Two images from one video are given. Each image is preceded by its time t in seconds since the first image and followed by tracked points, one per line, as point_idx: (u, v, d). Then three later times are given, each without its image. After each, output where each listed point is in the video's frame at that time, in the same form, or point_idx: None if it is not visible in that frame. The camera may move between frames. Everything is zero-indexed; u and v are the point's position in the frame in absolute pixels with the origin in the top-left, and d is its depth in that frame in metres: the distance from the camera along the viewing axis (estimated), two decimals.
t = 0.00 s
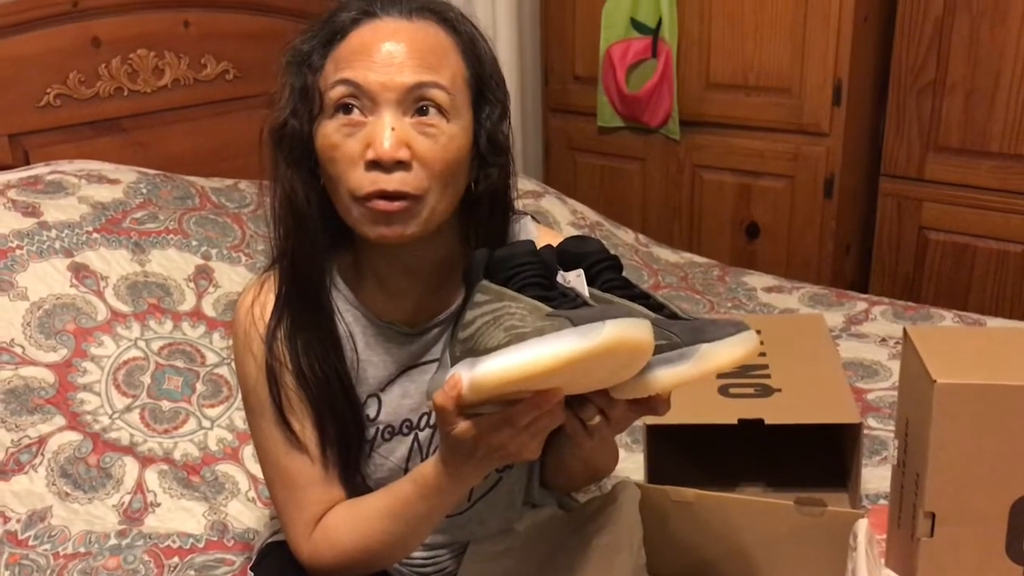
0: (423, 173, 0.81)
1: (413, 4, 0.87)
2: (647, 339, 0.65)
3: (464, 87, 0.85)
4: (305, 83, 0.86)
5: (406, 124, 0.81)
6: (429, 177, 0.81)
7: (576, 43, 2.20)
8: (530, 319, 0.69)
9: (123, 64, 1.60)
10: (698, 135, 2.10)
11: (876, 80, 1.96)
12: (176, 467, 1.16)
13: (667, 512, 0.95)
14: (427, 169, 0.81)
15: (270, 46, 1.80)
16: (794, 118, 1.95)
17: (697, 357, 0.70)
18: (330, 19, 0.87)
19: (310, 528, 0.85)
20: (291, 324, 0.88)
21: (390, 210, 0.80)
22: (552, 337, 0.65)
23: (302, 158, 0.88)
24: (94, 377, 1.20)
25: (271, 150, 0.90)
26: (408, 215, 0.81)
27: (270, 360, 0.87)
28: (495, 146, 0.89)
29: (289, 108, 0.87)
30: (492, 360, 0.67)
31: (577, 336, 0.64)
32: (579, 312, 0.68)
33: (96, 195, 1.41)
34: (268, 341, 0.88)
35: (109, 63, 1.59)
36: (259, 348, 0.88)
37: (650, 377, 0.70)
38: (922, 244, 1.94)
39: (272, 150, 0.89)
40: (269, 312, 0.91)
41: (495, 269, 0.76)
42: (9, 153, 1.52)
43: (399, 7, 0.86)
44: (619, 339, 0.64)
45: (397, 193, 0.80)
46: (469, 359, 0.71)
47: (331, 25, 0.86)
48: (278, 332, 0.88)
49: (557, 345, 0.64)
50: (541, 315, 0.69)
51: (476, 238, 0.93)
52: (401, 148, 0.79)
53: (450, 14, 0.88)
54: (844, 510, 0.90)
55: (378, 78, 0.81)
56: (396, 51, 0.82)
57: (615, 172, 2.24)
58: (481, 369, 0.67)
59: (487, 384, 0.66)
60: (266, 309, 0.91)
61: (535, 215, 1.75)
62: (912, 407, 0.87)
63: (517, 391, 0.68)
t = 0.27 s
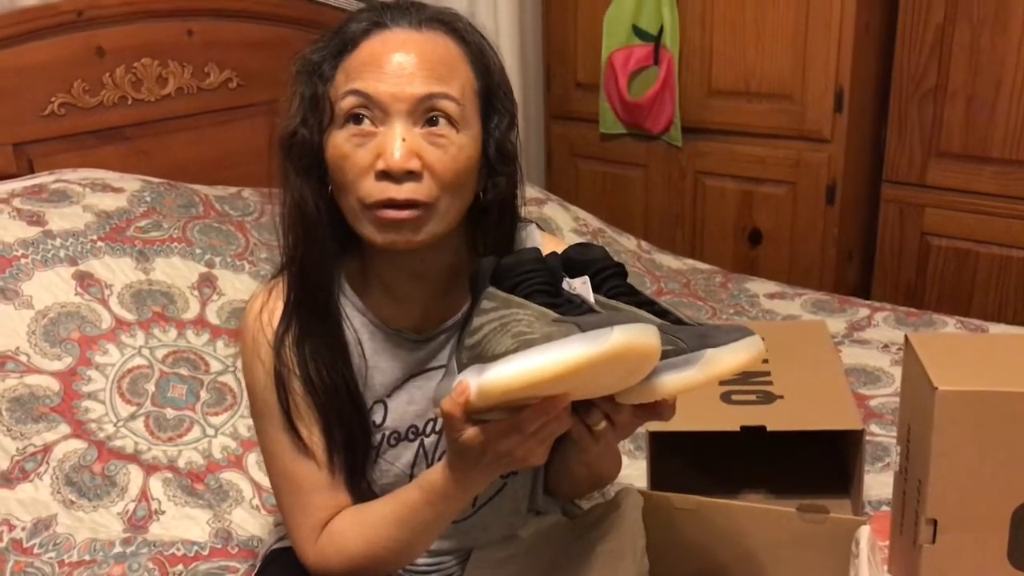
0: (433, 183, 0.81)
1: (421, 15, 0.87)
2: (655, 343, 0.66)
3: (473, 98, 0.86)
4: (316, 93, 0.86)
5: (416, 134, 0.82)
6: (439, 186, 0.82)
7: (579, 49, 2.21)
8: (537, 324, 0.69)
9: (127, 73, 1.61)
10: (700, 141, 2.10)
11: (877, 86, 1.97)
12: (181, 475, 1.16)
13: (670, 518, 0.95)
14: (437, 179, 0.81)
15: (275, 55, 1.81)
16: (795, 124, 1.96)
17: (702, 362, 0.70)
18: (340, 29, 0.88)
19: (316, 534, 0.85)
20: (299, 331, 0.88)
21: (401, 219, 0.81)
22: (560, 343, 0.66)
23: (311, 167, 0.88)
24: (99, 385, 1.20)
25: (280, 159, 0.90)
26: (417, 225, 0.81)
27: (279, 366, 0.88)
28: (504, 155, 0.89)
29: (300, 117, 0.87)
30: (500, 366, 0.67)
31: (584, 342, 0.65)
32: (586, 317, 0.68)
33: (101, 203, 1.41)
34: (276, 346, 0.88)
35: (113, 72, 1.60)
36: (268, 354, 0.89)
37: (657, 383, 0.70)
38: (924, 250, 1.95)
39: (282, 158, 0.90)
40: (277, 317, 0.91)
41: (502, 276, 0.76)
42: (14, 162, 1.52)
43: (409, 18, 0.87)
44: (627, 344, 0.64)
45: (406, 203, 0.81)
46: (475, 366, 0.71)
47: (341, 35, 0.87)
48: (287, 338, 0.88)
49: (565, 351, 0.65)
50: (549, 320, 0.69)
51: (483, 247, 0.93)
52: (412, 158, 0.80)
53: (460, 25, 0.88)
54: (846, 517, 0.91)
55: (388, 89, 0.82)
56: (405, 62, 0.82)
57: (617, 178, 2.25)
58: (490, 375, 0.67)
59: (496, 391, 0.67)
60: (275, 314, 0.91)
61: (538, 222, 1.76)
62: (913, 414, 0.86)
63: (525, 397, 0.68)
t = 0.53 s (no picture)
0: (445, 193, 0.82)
1: (432, 27, 0.88)
2: (664, 352, 0.67)
3: (485, 107, 0.87)
4: (331, 103, 0.87)
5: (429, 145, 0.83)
6: (453, 196, 0.83)
7: (582, 55, 2.22)
8: (548, 333, 0.70)
9: (135, 80, 1.62)
10: (703, 147, 2.11)
11: (880, 91, 1.98)
12: (189, 478, 1.17)
13: (674, 520, 0.96)
14: (450, 189, 0.83)
15: (284, 62, 1.82)
16: (798, 129, 1.97)
17: (711, 371, 0.71)
18: (354, 40, 0.89)
19: (326, 536, 0.87)
20: (313, 335, 0.89)
21: (413, 227, 0.82)
22: (571, 352, 0.67)
23: (325, 175, 0.89)
24: (108, 389, 1.22)
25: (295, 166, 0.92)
26: (427, 232, 0.83)
27: (293, 370, 0.89)
28: (515, 163, 0.90)
29: (315, 126, 0.88)
30: (512, 374, 0.68)
31: (595, 352, 0.66)
32: (597, 327, 0.69)
33: (109, 209, 1.43)
34: (290, 350, 0.89)
35: (121, 78, 1.61)
36: (281, 358, 0.90)
37: (666, 391, 0.71)
38: (926, 255, 1.95)
39: (296, 165, 0.91)
40: (291, 322, 0.92)
41: (512, 284, 0.78)
42: (22, 168, 1.54)
43: (422, 31, 0.87)
44: (636, 355, 0.65)
45: (418, 212, 0.82)
46: (486, 373, 0.73)
47: (354, 46, 0.88)
48: (300, 342, 0.89)
49: (576, 361, 0.66)
50: (559, 329, 0.70)
51: (495, 255, 0.93)
52: (426, 169, 0.81)
53: (472, 36, 0.89)
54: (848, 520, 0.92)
55: (402, 100, 0.83)
56: (417, 74, 0.83)
57: (621, 183, 2.26)
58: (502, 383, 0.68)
59: (508, 398, 0.68)
60: (289, 319, 0.92)
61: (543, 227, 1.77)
62: (915, 418, 0.86)
63: (535, 404, 0.70)
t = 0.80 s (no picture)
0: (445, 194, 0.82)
1: (434, 28, 0.88)
2: (662, 351, 0.66)
3: (485, 109, 0.87)
4: (331, 102, 0.87)
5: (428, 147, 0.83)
6: (451, 197, 0.83)
7: (585, 56, 2.22)
8: (546, 333, 0.70)
9: (137, 81, 1.62)
10: (706, 148, 2.11)
11: (883, 93, 1.98)
12: (189, 479, 1.17)
13: (675, 523, 0.96)
14: (449, 191, 0.82)
15: (286, 62, 1.82)
16: (801, 131, 1.96)
17: (709, 370, 0.71)
18: (355, 39, 0.89)
19: (326, 538, 0.86)
20: (313, 335, 0.89)
21: (411, 227, 0.82)
22: (569, 352, 0.67)
23: (325, 175, 0.89)
24: (109, 389, 1.22)
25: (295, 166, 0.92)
26: (425, 233, 0.82)
27: (293, 370, 0.89)
28: (515, 165, 0.90)
29: (315, 125, 0.89)
30: (510, 375, 0.68)
31: (592, 351, 0.65)
32: (595, 327, 0.69)
33: (111, 209, 1.43)
34: (291, 351, 0.89)
35: (123, 79, 1.61)
36: (282, 358, 0.90)
37: (664, 390, 0.71)
38: (929, 257, 1.95)
39: (296, 165, 0.91)
40: (291, 322, 0.92)
41: (511, 285, 0.77)
42: (25, 169, 1.54)
43: (422, 30, 0.87)
44: (634, 354, 0.65)
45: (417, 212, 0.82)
46: (486, 374, 0.72)
47: (355, 46, 0.88)
48: (301, 343, 0.89)
49: (574, 360, 0.65)
50: (557, 329, 0.70)
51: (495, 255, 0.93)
52: (424, 171, 0.81)
53: (474, 38, 0.89)
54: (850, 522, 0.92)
55: (401, 101, 0.83)
56: (417, 75, 0.83)
57: (623, 185, 2.26)
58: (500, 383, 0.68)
59: (506, 399, 0.68)
60: (289, 320, 0.92)
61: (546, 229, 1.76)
62: (917, 424, 0.86)
63: (534, 405, 0.69)
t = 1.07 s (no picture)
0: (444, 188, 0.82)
1: (434, 22, 0.88)
2: (664, 348, 0.66)
3: (484, 104, 0.86)
4: (331, 97, 0.87)
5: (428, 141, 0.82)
6: (450, 191, 0.83)
7: (588, 54, 2.22)
8: (547, 329, 0.70)
9: (139, 77, 1.62)
10: (708, 147, 2.11)
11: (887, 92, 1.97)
12: (191, 476, 1.17)
13: (676, 521, 0.96)
14: (448, 184, 0.82)
15: (289, 59, 1.82)
16: (805, 130, 1.96)
17: (711, 366, 0.70)
18: (355, 34, 0.89)
19: (326, 535, 0.86)
20: (314, 330, 0.89)
21: (410, 220, 0.82)
22: (570, 347, 0.66)
23: (325, 169, 0.89)
24: (111, 386, 1.21)
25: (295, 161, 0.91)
26: (425, 227, 0.82)
27: (294, 365, 0.89)
28: (515, 160, 0.90)
29: (315, 120, 0.88)
30: (511, 370, 0.68)
31: (594, 347, 0.65)
32: (596, 323, 0.69)
33: (113, 206, 1.42)
34: (292, 345, 0.89)
35: (126, 76, 1.61)
36: (283, 353, 0.90)
37: (665, 386, 0.71)
38: (932, 257, 1.95)
39: (297, 160, 0.91)
40: (292, 318, 0.92)
41: (512, 281, 0.77)
42: (27, 165, 1.54)
43: (422, 24, 0.87)
44: (636, 350, 0.65)
45: (416, 206, 0.82)
46: (486, 370, 0.72)
47: (355, 40, 0.88)
48: (302, 338, 0.89)
49: (575, 356, 0.65)
50: (558, 326, 0.70)
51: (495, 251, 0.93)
52: (423, 164, 0.81)
53: (474, 32, 0.89)
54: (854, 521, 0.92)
55: (400, 95, 0.83)
56: (417, 69, 0.83)
57: (625, 183, 2.25)
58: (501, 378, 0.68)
59: (507, 394, 0.67)
60: (290, 315, 0.92)
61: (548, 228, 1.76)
62: (921, 423, 0.85)
63: (535, 400, 0.69)
